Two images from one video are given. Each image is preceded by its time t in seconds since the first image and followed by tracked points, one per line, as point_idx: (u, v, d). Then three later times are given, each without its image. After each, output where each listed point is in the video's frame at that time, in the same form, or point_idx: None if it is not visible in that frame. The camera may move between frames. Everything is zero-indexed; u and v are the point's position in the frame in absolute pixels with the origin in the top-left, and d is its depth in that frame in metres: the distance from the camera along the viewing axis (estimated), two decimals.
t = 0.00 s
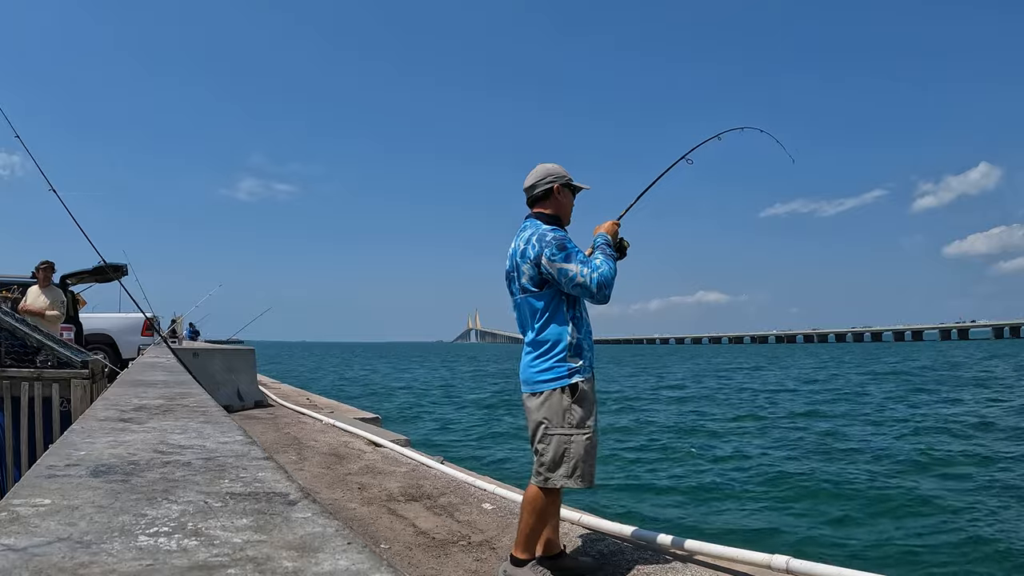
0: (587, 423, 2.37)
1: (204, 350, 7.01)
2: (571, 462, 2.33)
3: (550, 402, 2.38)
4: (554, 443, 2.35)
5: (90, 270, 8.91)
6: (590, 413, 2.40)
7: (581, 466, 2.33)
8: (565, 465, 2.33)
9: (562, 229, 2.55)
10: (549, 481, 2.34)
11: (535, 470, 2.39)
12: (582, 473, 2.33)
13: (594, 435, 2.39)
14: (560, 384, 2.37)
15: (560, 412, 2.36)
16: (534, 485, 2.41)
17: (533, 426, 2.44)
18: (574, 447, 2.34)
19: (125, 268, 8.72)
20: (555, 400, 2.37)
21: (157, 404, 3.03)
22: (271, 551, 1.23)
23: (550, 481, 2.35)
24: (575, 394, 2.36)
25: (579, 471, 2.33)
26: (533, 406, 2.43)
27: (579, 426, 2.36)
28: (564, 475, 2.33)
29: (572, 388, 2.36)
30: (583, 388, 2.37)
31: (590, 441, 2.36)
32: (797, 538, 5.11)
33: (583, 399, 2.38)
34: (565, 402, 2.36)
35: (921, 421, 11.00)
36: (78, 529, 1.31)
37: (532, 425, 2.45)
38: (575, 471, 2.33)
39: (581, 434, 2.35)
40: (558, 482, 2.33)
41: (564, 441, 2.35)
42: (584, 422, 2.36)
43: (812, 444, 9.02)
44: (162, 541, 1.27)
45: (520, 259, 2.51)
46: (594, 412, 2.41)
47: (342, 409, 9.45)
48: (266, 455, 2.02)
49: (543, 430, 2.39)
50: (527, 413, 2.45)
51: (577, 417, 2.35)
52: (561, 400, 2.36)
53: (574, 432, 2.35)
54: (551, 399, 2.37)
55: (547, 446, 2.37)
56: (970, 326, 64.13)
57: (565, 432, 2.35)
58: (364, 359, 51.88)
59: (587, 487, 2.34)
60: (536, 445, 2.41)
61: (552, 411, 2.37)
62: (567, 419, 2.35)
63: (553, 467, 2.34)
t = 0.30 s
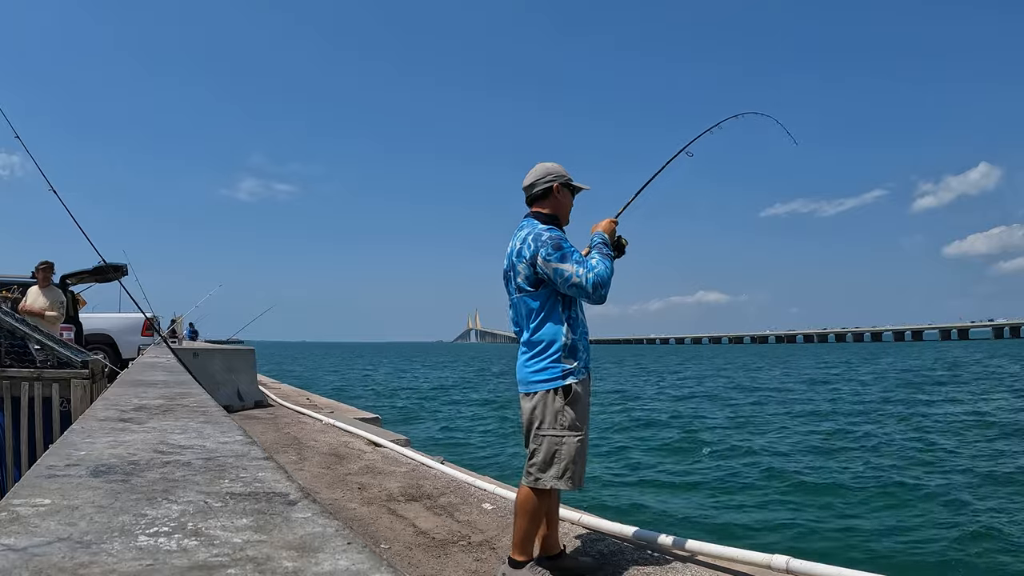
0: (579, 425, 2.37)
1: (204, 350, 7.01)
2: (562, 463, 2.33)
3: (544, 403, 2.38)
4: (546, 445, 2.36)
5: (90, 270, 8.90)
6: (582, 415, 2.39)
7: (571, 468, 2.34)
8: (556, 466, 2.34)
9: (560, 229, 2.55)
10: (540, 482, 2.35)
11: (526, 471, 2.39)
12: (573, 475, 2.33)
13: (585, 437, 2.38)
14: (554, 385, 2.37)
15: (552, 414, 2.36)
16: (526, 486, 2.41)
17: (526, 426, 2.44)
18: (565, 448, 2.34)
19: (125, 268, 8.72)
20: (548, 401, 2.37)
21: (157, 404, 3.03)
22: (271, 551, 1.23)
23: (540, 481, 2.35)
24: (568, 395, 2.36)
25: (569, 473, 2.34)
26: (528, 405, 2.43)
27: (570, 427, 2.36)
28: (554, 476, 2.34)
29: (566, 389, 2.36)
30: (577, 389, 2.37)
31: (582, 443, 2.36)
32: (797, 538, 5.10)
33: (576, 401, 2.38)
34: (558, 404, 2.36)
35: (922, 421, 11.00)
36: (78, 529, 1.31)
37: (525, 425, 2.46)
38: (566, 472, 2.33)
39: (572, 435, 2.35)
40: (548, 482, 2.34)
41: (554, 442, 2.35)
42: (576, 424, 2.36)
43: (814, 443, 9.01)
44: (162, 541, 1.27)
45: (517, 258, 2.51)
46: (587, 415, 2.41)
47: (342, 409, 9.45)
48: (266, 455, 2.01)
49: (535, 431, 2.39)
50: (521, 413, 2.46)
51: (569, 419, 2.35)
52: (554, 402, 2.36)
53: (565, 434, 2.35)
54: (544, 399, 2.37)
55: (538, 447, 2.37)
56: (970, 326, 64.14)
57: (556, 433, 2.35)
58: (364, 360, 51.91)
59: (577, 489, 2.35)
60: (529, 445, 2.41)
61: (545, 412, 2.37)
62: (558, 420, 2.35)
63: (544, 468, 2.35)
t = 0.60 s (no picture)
0: (572, 426, 2.37)
1: (204, 350, 7.01)
2: (555, 465, 2.33)
3: (537, 404, 2.38)
4: (539, 446, 2.36)
5: (91, 270, 8.90)
6: (576, 417, 2.39)
7: (564, 469, 2.33)
8: (548, 467, 2.33)
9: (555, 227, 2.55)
10: (532, 483, 2.35)
11: (520, 472, 2.39)
12: (565, 477, 2.33)
13: (578, 438, 2.38)
14: (547, 386, 2.37)
15: (545, 415, 2.36)
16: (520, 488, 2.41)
17: (521, 427, 2.45)
18: (557, 450, 2.34)
19: (125, 268, 8.71)
20: (542, 402, 2.37)
21: (157, 404, 3.03)
22: (271, 551, 1.23)
23: (533, 483, 2.35)
24: (561, 397, 2.36)
25: (562, 475, 2.33)
26: (522, 406, 2.44)
27: (563, 429, 2.35)
28: (546, 478, 2.33)
29: (558, 391, 2.36)
30: (570, 390, 2.37)
31: (575, 444, 2.36)
32: (797, 538, 5.10)
33: (570, 402, 2.37)
34: (550, 405, 2.36)
35: (922, 421, 10.99)
36: (78, 529, 1.31)
37: (520, 426, 2.46)
38: (559, 474, 2.33)
39: (565, 437, 2.35)
40: (540, 484, 2.33)
41: (547, 444, 2.35)
42: (569, 426, 2.36)
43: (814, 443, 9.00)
44: (162, 541, 1.27)
45: (511, 258, 2.51)
46: (580, 417, 2.40)
47: (342, 409, 9.45)
48: (266, 454, 2.01)
49: (529, 433, 2.39)
50: (516, 412, 2.46)
51: (562, 420, 2.35)
52: (547, 403, 2.36)
53: (558, 435, 2.34)
54: (537, 400, 2.37)
55: (532, 448, 2.37)
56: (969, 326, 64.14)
57: (549, 435, 2.35)
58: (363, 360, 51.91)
59: (570, 491, 2.34)
60: (523, 447, 2.42)
61: (538, 413, 2.37)
62: (551, 422, 2.35)
63: (537, 469, 2.34)
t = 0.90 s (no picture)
0: (568, 426, 2.37)
1: (204, 350, 7.01)
2: (551, 466, 2.33)
3: (532, 405, 2.38)
4: (535, 447, 2.36)
5: (90, 270, 8.90)
6: (571, 417, 2.39)
7: (561, 470, 2.33)
8: (545, 468, 2.33)
9: (550, 227, 2.55)
10: (530, 484, 2.35)
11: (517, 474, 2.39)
12: (562, 477, 2.33)
13: (574, 438, 2.38)
14: (541, 387, 2.37)
15: (540, 416, 2.36)
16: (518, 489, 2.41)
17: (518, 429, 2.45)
18: (553, 450, 2.34)
19: (125, 268, 8.71)
20: (536, 403, 2.38)
21: (157, 404, 3.03)
22: (271, 551, 1.23)
23: (530, 484, 2.35)
24: (556, 397, 2.36)
25: (558, 475, 2.33)
26: (517, 407, 2.44)
27: (559, 429, 2.36)
28: (543, 478, 2.33)
29: (553, 391, 2.36)
30: (564, 391, 2.37)
31: (571, 444, 2.36)
32: (797, 537, 5.09)
33: (565, 403, 2.37)
34: (545, 406, 2.36)
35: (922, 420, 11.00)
36: (79, 529, 1.31)
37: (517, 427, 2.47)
38: (555, 475, 2.33)
39: (561, 437, 2.35)
40: (538, 485, 2.34)
41: (543, 444, 2.35)
42: (564, 426, 2.36)
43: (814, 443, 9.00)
44: (162, 541, 1.27)
45: (505, 258, 2.52)
46: (576, 417, 2.40)
47: (342, 409, 9.45)
48: (266, 454, 2.02)
49: (525, 434, 2.40)
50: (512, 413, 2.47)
51: (557, 421, 2.35)
52: (542, 403, 2.36)
53: (554, 436, 2.35)
54: (532, 401, 2.38)
55: (528, 450, 2.38)
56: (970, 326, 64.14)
57: (544, 436, 2.35)
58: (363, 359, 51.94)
59: (567, 491, 2.34)
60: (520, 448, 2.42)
61: (534, 414, 2.37)
62: (546, 422, 2.36)
63: (534, 470, 2.35)
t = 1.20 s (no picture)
0: (569, 427, 2.37)
1: (204, 350, 7.01)
2: (552, 467, 2.33)
3: (533, 405, 2.38)
4: (536, 447, 2.36)
5: (91, 270, 8.91)
6: (572, 418, 2.39)
7: (562, 470, 2.33)
8: (545, 469, 2.33)
9: (550, 226, 2.55)
10: (530, 485, 2.35)
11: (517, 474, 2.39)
12: (563, 478, 2.33)
13: (575, 439, 2.38)
14: (542, 388, 2.37)
15: (542, 417, 2.36)
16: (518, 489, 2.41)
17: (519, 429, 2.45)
18: (554, 451, 2.34)
19: (125, 268, 8.71)
20: (537, 404, 2.38)
21: (157, 404, 3.02)
22: (270, 551, 1.23)
23: (531, 485, 2.35)
24: (557, 398, 2.36)
25: (559, 476, 2.33)
26: (518, 408, 2.44)
27: (560, 429, 2.36)
28: (545, 479, 2.33)
29: (554, 392, 2.36)
30: (565, 391, 2.37)
31: (572, 445, 2.36)
32: (796, 535, 5.09)
33: (566, 403, 2.37)
34: (546, 406, 2.36)
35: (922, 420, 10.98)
36: (78, 529, 1.31)
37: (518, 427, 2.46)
38: (556, 475, 2.33)
39: (562, 438, 2.35)
40: (538, 485, 2.33)
41: (544, 445, 2.35)
42: (566, 426, 2.36)
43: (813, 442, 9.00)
44: (162, 541, 1.27)
45: (505, 259, 2.51)
46: (577, 418, 2.40)
47: (342, 409, 9.45)
48: (266, 454, 2.02)
49: (526, 434, 2.39)
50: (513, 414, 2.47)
51: (558, 421, 2.35)
52: (543, 404, 2.36)
53: (555, 437, 2.35)
54: (533, 402, 2.38)
55: (528, 450, 2.38)
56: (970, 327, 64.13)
57: (545, 437, 2.35)
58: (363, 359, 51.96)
59: (567, 492, 2.34)
60: (521, 448, 2.42)
61: (535, 414, 2.37)
62: (547, 423, 2.36)
63: (534, 470, 2.35)
